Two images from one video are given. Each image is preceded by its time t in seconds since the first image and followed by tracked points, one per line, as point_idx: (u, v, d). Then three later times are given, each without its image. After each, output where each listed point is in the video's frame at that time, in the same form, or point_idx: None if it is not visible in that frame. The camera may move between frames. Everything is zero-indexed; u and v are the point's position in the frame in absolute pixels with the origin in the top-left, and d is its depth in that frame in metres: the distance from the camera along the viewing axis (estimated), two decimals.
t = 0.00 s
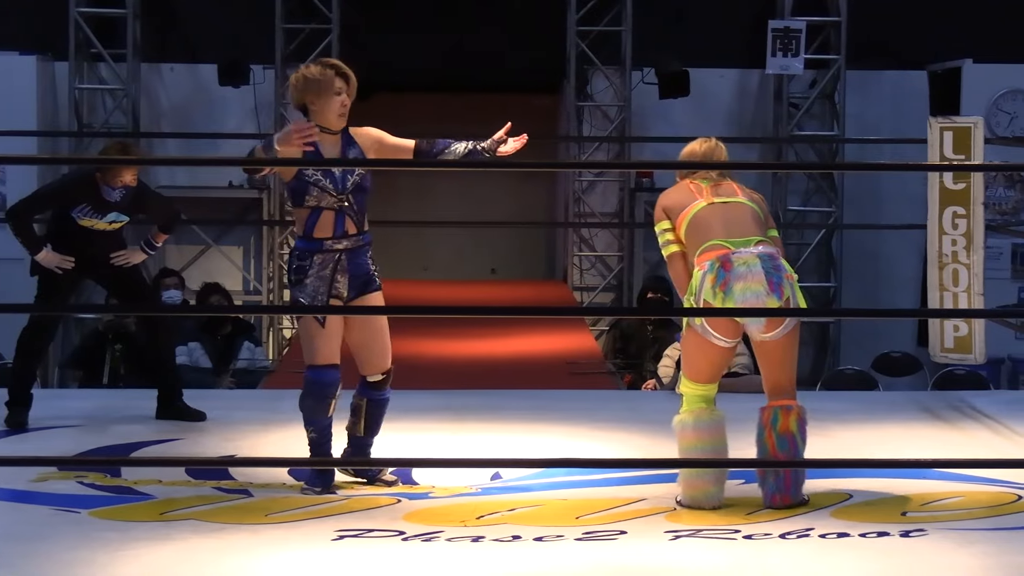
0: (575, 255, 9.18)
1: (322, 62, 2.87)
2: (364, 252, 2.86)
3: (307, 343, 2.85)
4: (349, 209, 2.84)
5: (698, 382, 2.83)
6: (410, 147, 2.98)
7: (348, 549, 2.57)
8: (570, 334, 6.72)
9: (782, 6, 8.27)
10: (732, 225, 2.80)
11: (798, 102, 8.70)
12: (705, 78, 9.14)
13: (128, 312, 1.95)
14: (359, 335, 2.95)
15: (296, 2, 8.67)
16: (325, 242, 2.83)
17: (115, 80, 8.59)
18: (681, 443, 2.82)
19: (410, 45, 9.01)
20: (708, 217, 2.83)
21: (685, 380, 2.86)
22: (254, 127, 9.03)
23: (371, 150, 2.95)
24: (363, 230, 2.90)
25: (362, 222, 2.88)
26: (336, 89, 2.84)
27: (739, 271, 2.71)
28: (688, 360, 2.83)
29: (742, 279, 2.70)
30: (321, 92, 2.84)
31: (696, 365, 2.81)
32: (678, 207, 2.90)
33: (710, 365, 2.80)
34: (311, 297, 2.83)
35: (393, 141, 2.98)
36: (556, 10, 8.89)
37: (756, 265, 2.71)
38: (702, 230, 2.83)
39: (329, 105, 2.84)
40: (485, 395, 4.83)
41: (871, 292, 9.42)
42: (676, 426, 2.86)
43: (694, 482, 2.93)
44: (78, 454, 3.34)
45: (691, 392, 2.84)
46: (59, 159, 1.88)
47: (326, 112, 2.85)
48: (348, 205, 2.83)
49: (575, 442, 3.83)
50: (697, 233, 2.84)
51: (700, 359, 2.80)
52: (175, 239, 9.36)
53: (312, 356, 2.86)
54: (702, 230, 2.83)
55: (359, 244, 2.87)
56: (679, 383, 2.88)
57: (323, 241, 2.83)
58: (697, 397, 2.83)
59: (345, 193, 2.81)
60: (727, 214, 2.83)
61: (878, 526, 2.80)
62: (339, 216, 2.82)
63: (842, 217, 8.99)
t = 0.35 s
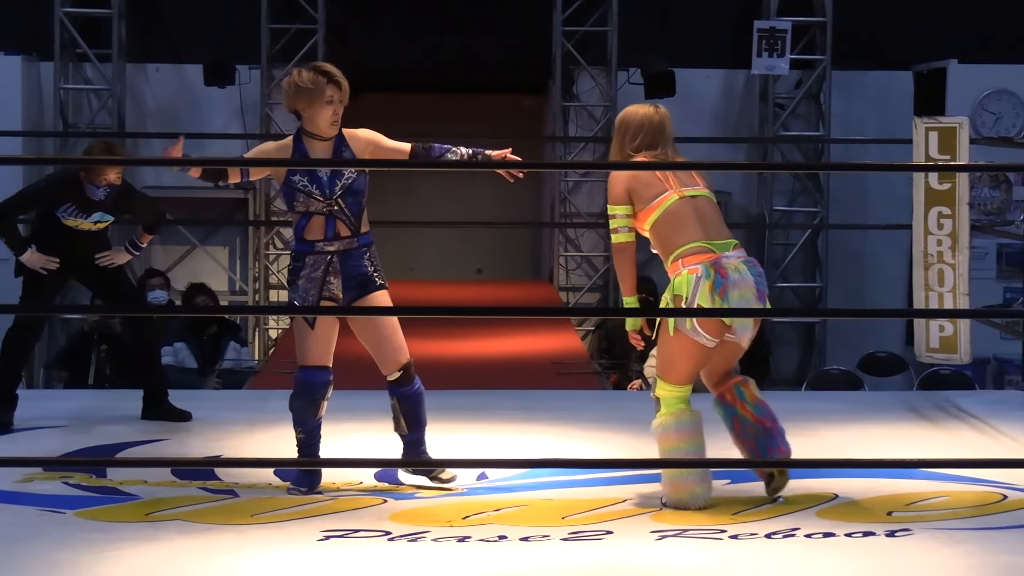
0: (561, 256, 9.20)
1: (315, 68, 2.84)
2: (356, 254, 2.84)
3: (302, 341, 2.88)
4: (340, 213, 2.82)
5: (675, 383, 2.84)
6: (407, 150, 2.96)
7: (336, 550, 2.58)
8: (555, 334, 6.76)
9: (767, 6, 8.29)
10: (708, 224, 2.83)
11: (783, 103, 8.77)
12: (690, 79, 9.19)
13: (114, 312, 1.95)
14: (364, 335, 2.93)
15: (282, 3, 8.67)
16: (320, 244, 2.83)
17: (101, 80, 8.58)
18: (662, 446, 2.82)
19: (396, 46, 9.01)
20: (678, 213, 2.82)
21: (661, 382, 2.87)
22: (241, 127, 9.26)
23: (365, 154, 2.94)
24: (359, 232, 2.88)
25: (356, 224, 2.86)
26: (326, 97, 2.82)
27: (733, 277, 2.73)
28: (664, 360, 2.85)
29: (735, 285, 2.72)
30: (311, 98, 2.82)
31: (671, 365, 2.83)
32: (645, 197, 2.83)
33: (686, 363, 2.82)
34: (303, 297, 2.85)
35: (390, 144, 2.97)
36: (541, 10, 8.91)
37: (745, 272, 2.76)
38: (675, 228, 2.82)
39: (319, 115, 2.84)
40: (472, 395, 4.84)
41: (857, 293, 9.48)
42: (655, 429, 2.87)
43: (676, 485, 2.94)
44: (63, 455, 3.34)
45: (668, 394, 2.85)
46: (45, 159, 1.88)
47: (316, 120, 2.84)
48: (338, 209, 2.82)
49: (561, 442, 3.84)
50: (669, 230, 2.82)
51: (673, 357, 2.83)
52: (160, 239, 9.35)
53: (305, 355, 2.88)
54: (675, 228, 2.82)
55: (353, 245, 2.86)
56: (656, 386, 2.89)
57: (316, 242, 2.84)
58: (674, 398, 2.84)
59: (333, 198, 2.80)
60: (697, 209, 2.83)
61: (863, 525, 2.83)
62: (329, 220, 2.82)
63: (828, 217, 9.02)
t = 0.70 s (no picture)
0: (547, 256, 9.21)
1: (346, 83, 2.88)
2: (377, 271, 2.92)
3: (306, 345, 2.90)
4: (365, 227, 2.90)
5: (658, 379, 2.85)
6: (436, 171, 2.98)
7: (324, 550, 2.59)
8: (543, 334, 6.78)
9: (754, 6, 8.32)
10: (685, 219, 2.89)
11: (770, 103, 8.80)
12: (677, 79, 9.21)
13: (101, 312, 1.95)
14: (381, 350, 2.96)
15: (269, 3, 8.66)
16: (343, 256, 2.92)
17: (88, 80, 8.55)
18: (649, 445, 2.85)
19: (383, 48, 9.00)
20: (666, 204, 2.85)
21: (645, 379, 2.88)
22: (228, 127, 9.25)
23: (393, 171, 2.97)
24: (385, 248, 2.95)
25: (381, 240, 2.93)
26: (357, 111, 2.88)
27: (720, 271, 2.86)
28: (648, 358, 2.86)
29: (725, 280, 2.85)
30: (342, 114, 2.87)
31: (656, 363, 2.84)
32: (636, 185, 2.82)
33: (669, 361, 2.82)
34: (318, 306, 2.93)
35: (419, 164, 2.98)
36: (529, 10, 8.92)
37: (723, 266, 2.91)
38: (663, 219, 2.85)
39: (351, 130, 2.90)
40: (460, 395, 4.85)
41: (844, 293, 9.53)
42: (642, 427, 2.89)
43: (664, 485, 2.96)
44: (50, 455, 3.34)
45: (653, 392, 2.87)
46: (33, 159, 1.88)
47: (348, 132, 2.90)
48: (364, 224, 2.90)
49: (549, 442, 3.86)
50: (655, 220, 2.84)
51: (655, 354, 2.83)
52: (147, 239, 9.32)
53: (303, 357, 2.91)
54: (663, 220, 2.84)
55: (376, 261, 2.94)
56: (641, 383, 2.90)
57: (339, 254, 2.92)
58: (660, 395, 2.86)
59: (359, 212, 2.88)
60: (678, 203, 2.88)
61: (849, 525, 2.85)
62: (353, 233, 2.90)
63: (815, 216, 9.04)
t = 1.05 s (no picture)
0: (535, 255, 9.21)
1: (344, 117, 2.96)
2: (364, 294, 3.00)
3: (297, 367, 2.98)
4: (350, 257, 2.97)
5: (617, 379, 2.93)
6: (427, 208, 2.98)
7: (313, 550, 2.59)
8: (531, 334, 6.79)
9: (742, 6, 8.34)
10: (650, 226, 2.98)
11: (758, 103, 8.82)
12: (665, 79, 9.23)
13: (89, 312, 1.95)
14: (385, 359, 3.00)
15: (257, 3, 8.65)
16: (329, 281, 3.01)
17: (75, 81, 8.52)
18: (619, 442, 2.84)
19: (371, 48, 9.00)
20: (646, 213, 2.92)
21: (600, 383, 2.94)
22: (216, 128, 9.23)
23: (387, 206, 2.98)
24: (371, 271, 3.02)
25: (366, 265, 3.00)
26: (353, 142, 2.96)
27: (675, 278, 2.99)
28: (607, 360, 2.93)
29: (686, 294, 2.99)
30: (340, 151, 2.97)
31: (618, 366, 2.91)
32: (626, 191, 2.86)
33: (629, 363, 2.91)
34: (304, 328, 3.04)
35: (412, 199, 2.97)
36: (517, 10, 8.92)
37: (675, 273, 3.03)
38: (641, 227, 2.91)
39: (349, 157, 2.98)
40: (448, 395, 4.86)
41: (832, 293, 9.58)
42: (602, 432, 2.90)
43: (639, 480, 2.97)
44: (38, 456, 3.33)
45: (609, 393, 2.92)
46: (21, 160, 1.88)
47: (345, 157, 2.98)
48: (347, 253, 2.96)
49: (537, 442, 3.87)
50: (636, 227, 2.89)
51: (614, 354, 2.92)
52: (135, 240, 9.29)
53: (291, 376, 2.98)
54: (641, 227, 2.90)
55: (363, 283, 3.02)
56: (593, 388, 2.95)
57: (326, 278, 3.01)
58: (617, 395, 2.92)
59: (343, 243, 2.95)
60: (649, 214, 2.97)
61: (837, 525, 2.87)
62: (337, 262, 2.98)
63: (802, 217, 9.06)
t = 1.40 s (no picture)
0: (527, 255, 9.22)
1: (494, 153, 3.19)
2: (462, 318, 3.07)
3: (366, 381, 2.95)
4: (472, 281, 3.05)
5: (598, 378, 2.99)
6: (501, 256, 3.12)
7: (304, 550, 2.60)
8: (523, 334, 6.81)
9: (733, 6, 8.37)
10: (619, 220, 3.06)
11: (749, 103, 8.86)
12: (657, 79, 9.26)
13: (80, 312, 1.95)
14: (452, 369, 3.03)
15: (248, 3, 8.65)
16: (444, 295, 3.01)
17: (66, 81, 8.51)
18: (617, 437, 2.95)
19: (362, 48, 9.00)
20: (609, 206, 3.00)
21: (585, 385, 2.99)
22: (207, 128, 9.22)
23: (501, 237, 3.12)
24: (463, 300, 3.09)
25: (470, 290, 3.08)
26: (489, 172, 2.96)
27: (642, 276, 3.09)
28: (587, 358, 2.98)
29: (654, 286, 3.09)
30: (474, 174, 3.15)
31: (596, 362, 2.98)
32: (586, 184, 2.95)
33: (607, 358, 2.97)
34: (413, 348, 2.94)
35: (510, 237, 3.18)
36: (509, 10, 8.93)
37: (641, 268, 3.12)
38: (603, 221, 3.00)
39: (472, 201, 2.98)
40: (440, 396, 4.87)
41: (823, 293, 9.61)
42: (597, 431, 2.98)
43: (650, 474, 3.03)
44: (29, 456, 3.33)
45: (597, 391, 2.97)
46: (12, 159, 1.88)
47: (472, 193, 2.97)
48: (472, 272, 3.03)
49: (529, 442, 3.88)
50: (598, 221, 2.98)
51: (594, 352, 2.97)
52: (125, 240, 9.28)
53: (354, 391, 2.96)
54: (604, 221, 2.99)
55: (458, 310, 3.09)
56: (579, 391, 2.98)
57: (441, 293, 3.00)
58: (604, 391, 2.98)
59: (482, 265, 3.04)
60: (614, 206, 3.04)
61: (827, 524, 2.89)
62: (462, 278, 3.02)
63: (793, 216, 9.09)
